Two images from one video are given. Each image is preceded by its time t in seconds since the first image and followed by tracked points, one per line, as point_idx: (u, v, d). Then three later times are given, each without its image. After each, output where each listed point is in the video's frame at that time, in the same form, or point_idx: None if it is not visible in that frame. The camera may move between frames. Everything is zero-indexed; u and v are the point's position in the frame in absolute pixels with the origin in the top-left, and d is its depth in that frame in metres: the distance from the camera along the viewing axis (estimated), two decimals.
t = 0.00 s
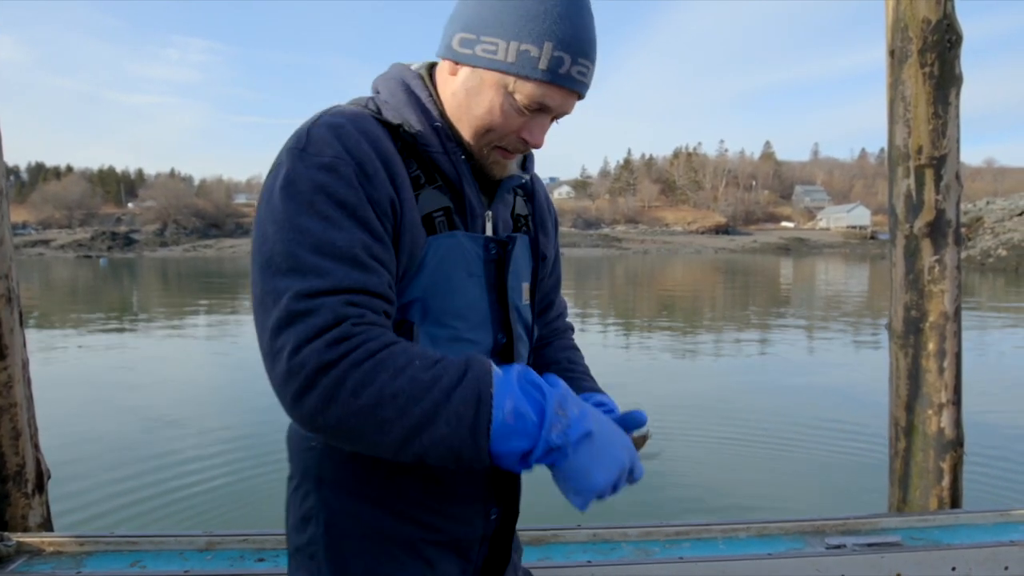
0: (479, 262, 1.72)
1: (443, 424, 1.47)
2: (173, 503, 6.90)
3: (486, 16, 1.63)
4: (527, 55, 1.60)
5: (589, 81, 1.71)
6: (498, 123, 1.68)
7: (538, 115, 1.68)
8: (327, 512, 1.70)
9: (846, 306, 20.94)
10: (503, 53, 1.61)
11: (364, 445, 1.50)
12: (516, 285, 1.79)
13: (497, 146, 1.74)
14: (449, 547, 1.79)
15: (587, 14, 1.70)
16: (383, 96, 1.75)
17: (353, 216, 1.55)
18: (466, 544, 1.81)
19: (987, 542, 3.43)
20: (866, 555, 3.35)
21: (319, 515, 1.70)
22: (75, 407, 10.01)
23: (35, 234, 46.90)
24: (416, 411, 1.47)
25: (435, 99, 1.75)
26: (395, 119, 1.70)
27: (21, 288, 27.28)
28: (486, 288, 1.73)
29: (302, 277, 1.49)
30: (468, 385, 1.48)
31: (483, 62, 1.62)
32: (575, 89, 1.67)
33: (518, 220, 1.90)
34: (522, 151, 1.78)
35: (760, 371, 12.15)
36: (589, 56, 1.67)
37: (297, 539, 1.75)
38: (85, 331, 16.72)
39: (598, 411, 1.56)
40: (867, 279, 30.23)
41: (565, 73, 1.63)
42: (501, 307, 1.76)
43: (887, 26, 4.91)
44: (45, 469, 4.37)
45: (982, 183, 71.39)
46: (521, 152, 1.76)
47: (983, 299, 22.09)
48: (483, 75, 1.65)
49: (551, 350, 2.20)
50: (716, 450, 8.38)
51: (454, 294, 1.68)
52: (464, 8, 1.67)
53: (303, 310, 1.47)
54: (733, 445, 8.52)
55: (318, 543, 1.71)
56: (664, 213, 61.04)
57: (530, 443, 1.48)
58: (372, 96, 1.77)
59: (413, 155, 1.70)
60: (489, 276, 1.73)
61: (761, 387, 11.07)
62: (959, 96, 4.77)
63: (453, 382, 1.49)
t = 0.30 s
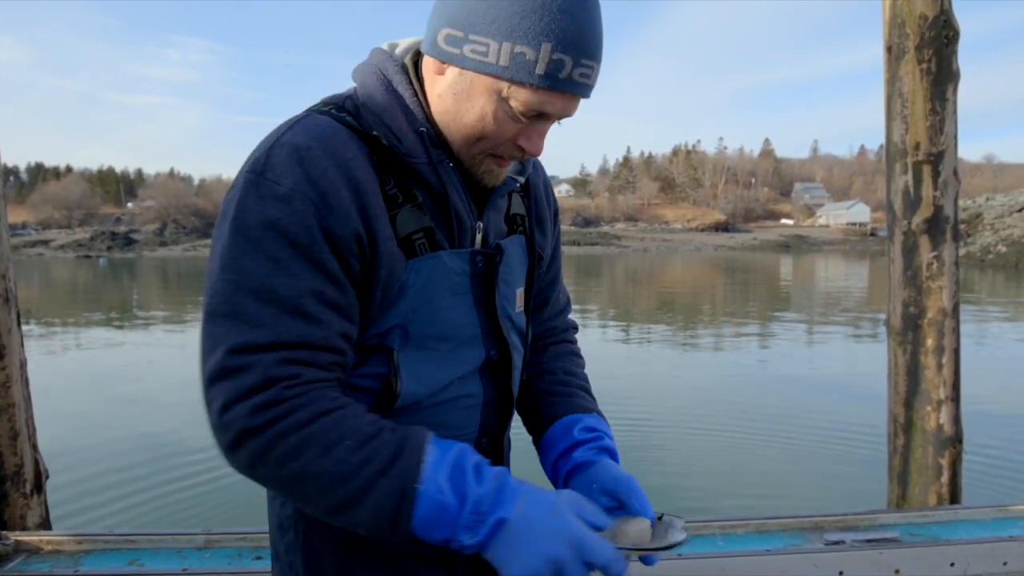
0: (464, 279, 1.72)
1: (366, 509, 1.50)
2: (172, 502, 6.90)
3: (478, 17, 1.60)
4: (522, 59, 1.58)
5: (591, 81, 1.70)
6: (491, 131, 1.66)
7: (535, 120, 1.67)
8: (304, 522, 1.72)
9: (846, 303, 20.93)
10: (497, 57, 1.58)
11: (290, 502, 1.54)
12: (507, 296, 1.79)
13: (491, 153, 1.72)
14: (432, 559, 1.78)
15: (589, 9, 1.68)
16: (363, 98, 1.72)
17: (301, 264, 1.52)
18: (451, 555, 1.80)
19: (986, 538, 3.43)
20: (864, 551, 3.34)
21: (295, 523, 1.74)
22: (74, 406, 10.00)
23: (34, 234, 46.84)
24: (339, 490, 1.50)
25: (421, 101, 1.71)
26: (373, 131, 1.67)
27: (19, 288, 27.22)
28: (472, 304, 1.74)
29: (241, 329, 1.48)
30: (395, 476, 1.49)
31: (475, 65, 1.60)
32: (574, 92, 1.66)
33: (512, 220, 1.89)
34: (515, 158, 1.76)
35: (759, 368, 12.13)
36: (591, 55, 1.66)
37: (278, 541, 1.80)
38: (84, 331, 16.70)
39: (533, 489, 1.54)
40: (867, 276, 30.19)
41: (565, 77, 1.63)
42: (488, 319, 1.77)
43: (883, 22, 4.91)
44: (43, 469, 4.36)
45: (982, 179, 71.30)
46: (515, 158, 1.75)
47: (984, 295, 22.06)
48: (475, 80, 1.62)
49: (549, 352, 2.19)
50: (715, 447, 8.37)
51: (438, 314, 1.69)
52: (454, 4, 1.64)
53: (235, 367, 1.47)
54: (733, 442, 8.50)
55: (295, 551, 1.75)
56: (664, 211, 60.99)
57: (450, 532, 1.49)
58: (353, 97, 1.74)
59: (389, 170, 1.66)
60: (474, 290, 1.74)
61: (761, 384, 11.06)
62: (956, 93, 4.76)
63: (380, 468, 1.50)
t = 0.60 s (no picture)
0: (442, 290, 1.69)
1: (325, 523, 1.55)
2: (169, 499, 6.92)
3: (435, 36, 1.56)
4: (477, 80, 1.52)
5: (565, 97, 1.59)
6: (460, 152, 1.61)
7: (504, 141, 1.60)
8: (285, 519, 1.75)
9: (844, 302, 20.97)
10: (452, 79, 1.54)
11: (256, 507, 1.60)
12: (492, 311, 1.75)
13: (467, 171, 1.67)
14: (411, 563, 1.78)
15: (562, 18, 1.56)
16: (343, 104, 1.69)
17: (269, 279, 1.53)
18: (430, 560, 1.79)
19: (981, 536, 3.45)
20: (859, 548, 3.36)
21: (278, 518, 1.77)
22: (72, 404, 10.01)
23: (32, 232, 46.83)
24: (301, 504, 1.55)
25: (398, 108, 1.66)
26: (349, 141, 1.65)
27: (18, 286, 27.22)
28: (452, 315, 1.71)
29: (212, 345, 1.51)
30: (356, 495, 1.55)
31: (433, 86, 1.56)
32: (543, 112, 1.57)
33: (508, 229, 1.84)
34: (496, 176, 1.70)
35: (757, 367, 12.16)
36: (561, 71, 1.55)
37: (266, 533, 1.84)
38: (82, 329, 16.72)
39: (490, 520, 1.61)
40: (866, 275, 30.22)
41: (527, 98, 1.53)
42: (470, 331, 1.74)
43: (880, 22, 4.92)
44: (40, 467, 4.38)
45: (980, 178, 71.37)
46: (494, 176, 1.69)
47: (981, 294, 22.10)
48: (438, 100, 1.58)
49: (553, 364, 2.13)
50: (712, 446, 8.38)
51: (412, 325, 1.67)
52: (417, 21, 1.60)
53: (206, 380, 1.50)
54: (730, 441, 8.51)
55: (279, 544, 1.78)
56: (664, 210, 61.01)
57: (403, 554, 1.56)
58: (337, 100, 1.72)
59: (362, 180, 1.63)
60: (455, 301, 1.72)
61: (759, 382, 11.07)
62: (953, 92, 4.78)
63: (342, 487, 1.55)
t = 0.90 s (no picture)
0: (415, 298, 1.70)
1: (302, 537, 1.57)
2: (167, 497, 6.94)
3: (389, 49, 1.53)
4: (425, 98, 1.50)
5: (521, 115, 1.55)
6: (419, 166, 1.61)
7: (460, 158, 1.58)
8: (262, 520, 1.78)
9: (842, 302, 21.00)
10: (402, 93, 1.52)
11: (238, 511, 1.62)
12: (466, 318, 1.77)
13: (429, 185, 1.66)
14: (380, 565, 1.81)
15: (517, 33, 1.51)
16: (319, 102, 1.68)
17: (250, 280, 1.55)
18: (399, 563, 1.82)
19: (973, 533, 3.48)
20: (853, 545, 3.38)
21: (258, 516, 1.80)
22: (69, 402, 10.03)
23: (30, 230, 46.78)
24: (280, 516, 1.57)
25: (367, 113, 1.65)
26: (323, 141, 1.65)
27: (16, 285, 27.18)
28: (426, 323, 1.73)
29: (194, 348, 1.53)
30: (333, 513, 1.57)
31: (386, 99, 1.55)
32: (497, 131, 1.54)
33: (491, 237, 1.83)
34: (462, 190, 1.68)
35: (755, 366, 12.18)
36: (515, 89, 1.51)
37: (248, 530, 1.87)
38: (81, 327, 16.72)
39: (469, 551, 1.61)
40: (864, 275, 30.23)
41: (477, 117, 1.50)
42: (444, 339, 1.75)
43: (876, 23, 4.95)
44: (37, 465, 4.40)
45: (978, 178, 71.44)
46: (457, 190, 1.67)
47: (979, 294, 22.12)
48: (395, 114, 1.57)
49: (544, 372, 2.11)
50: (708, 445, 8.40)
51: (385, 331, 1.68)
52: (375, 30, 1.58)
53: (190, 383, 1.52)
54: (726, 440, 8.53)
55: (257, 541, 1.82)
56: (663, 209, 61.01)
57: None
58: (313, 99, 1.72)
59: (334, 181, 1.63)
60: (429, 309, 1.73)
61: (756, 381, 11.09)
62: (948, 93, 4.80)
63: (319, 505, 1.57)
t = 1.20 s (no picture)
0: (398, 307, 1.70)
1: (292, 546, 1.58)
2: (163, 495, 6.93)
3: (364, 64, 1.51)
4: (401, 120, 1.49)
5: (499, 137, 1.54)
6: (398, 183, 1.61)
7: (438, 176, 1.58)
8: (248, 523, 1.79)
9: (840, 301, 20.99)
10: (378, 114, 1.51)
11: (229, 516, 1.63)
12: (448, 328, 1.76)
13: (410, 200, 1.66)
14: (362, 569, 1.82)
15: (493, 56, 1.47)
16: (305, 104, 1.69)
17: (238, 287, 1.55)
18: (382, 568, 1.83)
19: (969, 531, 3.49)
20: (849, 544, 3.39)
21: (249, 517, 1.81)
22: (67, 400, 10.02)
23: (27, 229, 46.66)
24: (270, 524, 1.58)
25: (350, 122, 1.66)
26: (308, 147, 1.65)
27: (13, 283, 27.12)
28: (410, 331, 1.72)
29: (184, 357, 1.53)
30: (323, 523, 1.57)
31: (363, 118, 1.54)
32: (474, 153, 1.53)
33: (477, 246, 1.83)
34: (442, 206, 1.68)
35: (752, 364, 12.19)
36: (491, 113, 1.49)
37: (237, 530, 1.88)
38: (78, 326, 16.69)
39: (454, 559, 1.59)
40: (861, 274, 30.24)
41: (452, 141, 1.50)
42: (427, 349, 1.75)
43: (874, 22, 4.96)
44: (34, 463, 4.40)
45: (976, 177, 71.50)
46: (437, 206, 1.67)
47: (976, 293, 22.14)
48: (373, 131, 1.56)
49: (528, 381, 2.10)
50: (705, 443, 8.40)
51: (368, 339, 1.68)
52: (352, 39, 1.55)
53: (180, 392, 1.53)
54: (722, 438, 8.53)
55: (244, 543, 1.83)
56: (661, 208, 60.99)
57: None
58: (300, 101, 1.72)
59: (319, 189, 1.63)
60: (411, 317, 1.72)
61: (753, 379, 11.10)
62: (946, 92, 4.81)
63: (308, 515, 1.57)
